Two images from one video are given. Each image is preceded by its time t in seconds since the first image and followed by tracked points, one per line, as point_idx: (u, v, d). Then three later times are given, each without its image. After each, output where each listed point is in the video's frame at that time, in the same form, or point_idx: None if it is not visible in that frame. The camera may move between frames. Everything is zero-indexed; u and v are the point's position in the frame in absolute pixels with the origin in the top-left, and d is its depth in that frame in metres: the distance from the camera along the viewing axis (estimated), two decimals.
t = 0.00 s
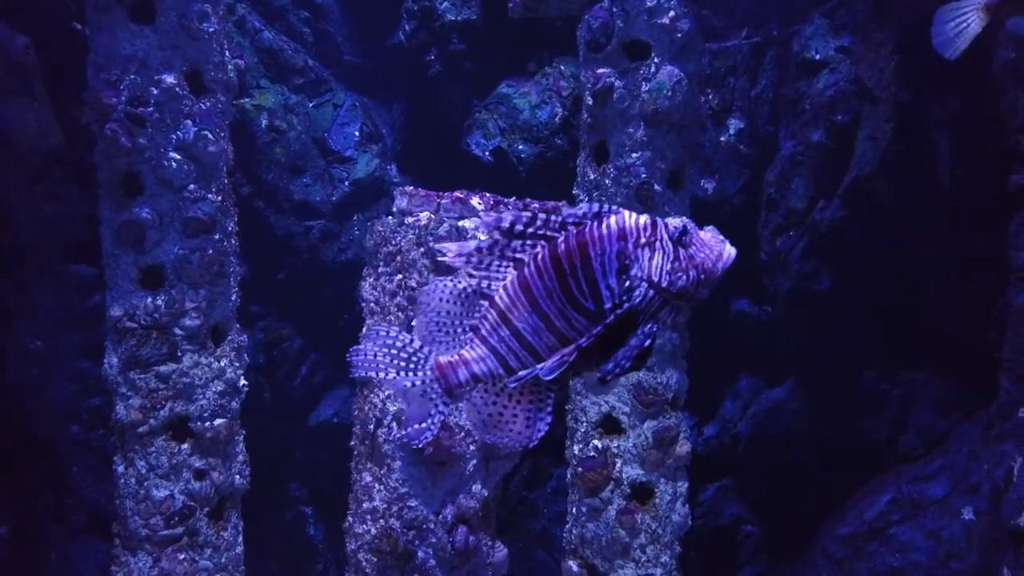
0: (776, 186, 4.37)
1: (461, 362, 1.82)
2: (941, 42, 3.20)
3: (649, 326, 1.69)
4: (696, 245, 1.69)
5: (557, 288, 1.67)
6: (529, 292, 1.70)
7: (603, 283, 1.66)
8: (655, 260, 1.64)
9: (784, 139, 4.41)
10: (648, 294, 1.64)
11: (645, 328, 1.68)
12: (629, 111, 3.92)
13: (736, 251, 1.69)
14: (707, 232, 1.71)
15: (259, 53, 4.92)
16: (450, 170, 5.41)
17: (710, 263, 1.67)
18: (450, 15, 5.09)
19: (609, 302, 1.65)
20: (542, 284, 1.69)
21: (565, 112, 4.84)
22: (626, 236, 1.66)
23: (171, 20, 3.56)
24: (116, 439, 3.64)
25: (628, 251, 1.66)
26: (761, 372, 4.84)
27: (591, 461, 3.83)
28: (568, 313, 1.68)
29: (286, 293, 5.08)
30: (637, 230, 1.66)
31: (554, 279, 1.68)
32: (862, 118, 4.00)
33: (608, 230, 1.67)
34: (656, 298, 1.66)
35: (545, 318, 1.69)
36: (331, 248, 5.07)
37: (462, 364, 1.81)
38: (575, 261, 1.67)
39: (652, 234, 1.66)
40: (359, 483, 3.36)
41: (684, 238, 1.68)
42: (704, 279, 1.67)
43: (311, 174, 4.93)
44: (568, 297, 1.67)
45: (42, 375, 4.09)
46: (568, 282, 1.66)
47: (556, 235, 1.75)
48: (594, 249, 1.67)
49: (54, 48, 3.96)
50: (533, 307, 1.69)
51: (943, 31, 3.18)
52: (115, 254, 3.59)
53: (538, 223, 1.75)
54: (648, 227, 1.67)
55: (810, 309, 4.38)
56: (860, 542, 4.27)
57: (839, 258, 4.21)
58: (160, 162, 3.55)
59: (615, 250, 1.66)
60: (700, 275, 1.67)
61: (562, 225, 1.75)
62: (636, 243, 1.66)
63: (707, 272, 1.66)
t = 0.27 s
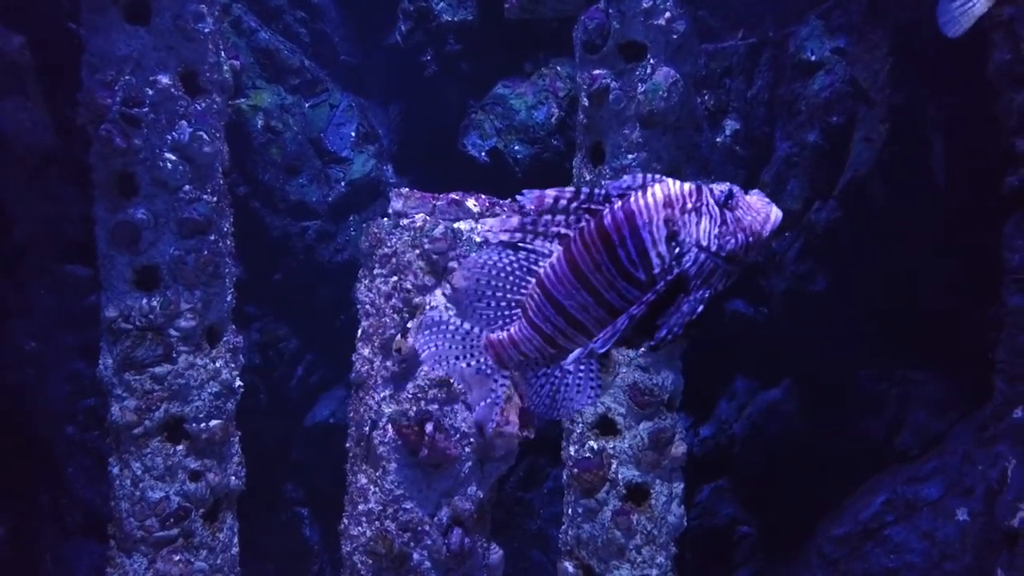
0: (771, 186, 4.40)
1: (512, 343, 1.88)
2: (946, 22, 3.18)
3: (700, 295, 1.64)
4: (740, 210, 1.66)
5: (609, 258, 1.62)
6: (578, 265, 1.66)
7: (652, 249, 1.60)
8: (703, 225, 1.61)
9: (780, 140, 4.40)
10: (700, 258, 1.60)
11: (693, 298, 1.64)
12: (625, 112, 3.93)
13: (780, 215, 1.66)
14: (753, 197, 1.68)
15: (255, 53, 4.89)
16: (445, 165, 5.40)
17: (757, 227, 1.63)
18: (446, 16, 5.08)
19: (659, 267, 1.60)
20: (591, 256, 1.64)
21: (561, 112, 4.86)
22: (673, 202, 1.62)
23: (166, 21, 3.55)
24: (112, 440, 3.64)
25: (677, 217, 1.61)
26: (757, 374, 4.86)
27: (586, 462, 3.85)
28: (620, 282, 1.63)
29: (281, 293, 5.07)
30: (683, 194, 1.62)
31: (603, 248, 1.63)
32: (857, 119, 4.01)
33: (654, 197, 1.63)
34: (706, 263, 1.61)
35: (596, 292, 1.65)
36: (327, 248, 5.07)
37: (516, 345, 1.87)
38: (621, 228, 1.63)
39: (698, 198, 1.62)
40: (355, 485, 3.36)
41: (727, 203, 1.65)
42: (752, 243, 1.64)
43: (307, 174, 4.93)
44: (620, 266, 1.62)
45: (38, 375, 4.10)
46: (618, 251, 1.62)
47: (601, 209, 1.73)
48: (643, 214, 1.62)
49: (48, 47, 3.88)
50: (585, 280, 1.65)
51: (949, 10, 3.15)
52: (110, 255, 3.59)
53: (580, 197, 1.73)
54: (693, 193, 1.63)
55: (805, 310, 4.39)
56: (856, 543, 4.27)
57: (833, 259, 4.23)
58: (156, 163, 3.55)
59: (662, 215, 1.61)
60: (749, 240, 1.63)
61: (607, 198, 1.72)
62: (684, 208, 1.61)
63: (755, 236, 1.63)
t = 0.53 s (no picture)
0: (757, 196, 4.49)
1: (559, 331, 2.62)
2: (942, 19, 3.43)
3: (746, 261, 2.45)
4: (776, 182, 2.47)
5: (661, 237, 2.42)
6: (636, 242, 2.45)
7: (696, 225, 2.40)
8: (743, 199, 2.41)
9: (768, 150, 4.41)
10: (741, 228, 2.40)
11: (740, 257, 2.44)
12: (615, 123, 3.93)
13: (813, 185, 2.47)
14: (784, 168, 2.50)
15: (245, 61, 4.86)
16: (442, 176, 5.36)
17: (789, 195, 2.45)
18: (437, 25, 5.10)
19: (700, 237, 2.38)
20: (640, 236, 2.44)
21: (552, 121, 4.83)
22: (711, 184, 2.40)
23: (156, 31, 3.54)
24: (99, 451, 3.62)
25: (716, 197, 2.40)
26: (748, 381, 4.78)
27: (576, 472, 3.87)
28: (666, 258, 2.43)
29: (271, 301, 5.06)
30: (723, 176, 2.40)
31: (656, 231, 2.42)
32: (845, 131, 4.04)
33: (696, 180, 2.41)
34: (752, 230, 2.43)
35: (646, 272, 2.45)
36: (318, 256, 5.08)
37: (563, 334, 2.61)
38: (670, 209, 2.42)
39: (737, 177, 2.41)
40: (343, 498, 3.37)
41: (765, 177, 2.46)
42: (788, 206, 2.46)
43: (297, 183, 4.92)
44: (665, 244, 2.43)
45: (25, 381, 4.11)
46: (666, 231, 2.42)
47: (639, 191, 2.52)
48: (686, 197, 2.40)
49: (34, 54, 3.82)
50: (633, 259, 2.46)
51: (946, 7, 3.40)
52: (99, 265, 3.58)
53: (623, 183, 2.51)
54: (732, 173, 2.42)
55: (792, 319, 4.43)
56: (843, 553, 4.27)
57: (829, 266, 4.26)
58: (145, 174, 3.53)
59: (705, 196, 2.40)
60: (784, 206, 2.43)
61: (643, 181, 2.51)
62: (724, 187, 2.40)
63: (791, 203, 2.45)
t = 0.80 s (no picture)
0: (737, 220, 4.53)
1: (594, 336, 2.40)
2: (929, 39, 3.58)
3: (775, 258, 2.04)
4: (806, 169, 2.02)
5: (686, 239, 2.07)
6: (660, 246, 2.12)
7: (720, 221, 2.02)
8: (766, 191, 1.98)
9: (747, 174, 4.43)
10: (767, 223, 1.99)
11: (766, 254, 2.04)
12: (595, 148, 3.98)
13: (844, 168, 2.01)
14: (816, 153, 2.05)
15: (226, 81, 4.80)
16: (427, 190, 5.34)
17: (819, 182, 2.00)
18: (419, 47, 5.11)
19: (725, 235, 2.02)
20: (663, 239, 2.10)
21: (534, 143, 4.84)
22: (733, 176, 2.01)
23: (135, 54, 3.51)
24: (74, 478, 3.57)
25: (740, 189, 2.01)
26: (727, 401, 4.76)
27: (557, 496, 3.90)
28: (692, 261, 2.09)
29: (251, 322, 5.03)
30: (744, 166, 2.01)
31: (678, 232, 2.08)
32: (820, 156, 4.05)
33: (717, 174, 2.02)
34: (776, 224, 2.00)
35: (672, 273, 2.11)
36: (298, 277, 5.05)
37: (598, 336, 2.39)
38: (693, 207, 2.06)
39: (760, 167, 2.00)
40: (322, 529, 3.50)
41: (793, 164, 2.02)
42: (820, 194, 2.00)
43: (278, 203, 4.91)
44: (690, 247, 2.08)
45: None
46: (688, 231, 2.06)
47: (662, 189, 2.17)
48: (708, 193, 2.04)
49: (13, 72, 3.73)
50: (658, 263, 2.13)
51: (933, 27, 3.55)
52: (75, 289, 3.55)
53: (644, 183, 2.17)
54: (755, 162, 2.01)
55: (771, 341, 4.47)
56: None
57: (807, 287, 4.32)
58: (123, 198, 3.51)
59: (727, 189, 2.01)
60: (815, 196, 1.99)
61: (666, 178, 2.16)
62: (747, 178, 2.00)
63: (819, 191, 1.99)
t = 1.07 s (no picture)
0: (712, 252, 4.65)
1: (626, 339, 2.68)
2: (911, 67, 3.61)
3: (799, 251, 2.31)
4: (820, 167, 2.30)
5: (714, 239, 2.30)
6: (688, 248, 2.33)
7: (749, 218, 2.24)
8: (786, 189, 2.23)
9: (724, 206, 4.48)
10: (790, 219, 2.23)
11: (793, 247, 2.29)
12: (574, 181, 4.02)
13: (855, 165, 2.30)
14: (827, 151, 2.33)
15: (206, 110, 4.79)
16: (408, 232, 5.47)
17: (835, 177, 2.28)
18: (400, 77, 5.17)
19: (754, 232, 2.23)
20: (690, 242, 2.32)
21: (514, 172, 4.85)
22: (757, 176, 2.24)
23: (113, 87, 3.50)
24: (44, 514, 3.51)
25: (767, 188, 2.23)
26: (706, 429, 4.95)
27: (535, 530, 3.92)
28: (719, 260, 2.31)
29: (228, 351, 4.99)
30: (765, 167, 2.25)
31: (706, 234, 2.30)
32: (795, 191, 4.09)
33: (739, 176, 2.26)
34: (802, 218, 2.26)
35: (700, 275, 2.34)
36: (277, 305, 5.01)
37: (626, 343, 2.68)
38: (718, 209, 2.29)
39: (779, 167, 2.25)
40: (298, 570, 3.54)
41: (808, 163, 2.29)
42: (835, 189, 2.28)
43: (257, 231, 4.87)
44: (717, 246, 2.30)
45: None
46: (715, 231, 2.29)
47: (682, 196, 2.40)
48: (733, 194, 2.27)
49: None
50: (686, 265, 2.34)
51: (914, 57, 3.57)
52: (49, 322, 3.50)
53: (665, 192, 2.41)
54: (775, 163, 2.26)
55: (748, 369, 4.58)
56: None
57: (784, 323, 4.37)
58: (99, 230, 3.49)
59: (751, 188, 2.25)
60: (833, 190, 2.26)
61: (686, 185, 2.40)
62: (770, 177, 2.24)
63: (836, 185, 2.28)
